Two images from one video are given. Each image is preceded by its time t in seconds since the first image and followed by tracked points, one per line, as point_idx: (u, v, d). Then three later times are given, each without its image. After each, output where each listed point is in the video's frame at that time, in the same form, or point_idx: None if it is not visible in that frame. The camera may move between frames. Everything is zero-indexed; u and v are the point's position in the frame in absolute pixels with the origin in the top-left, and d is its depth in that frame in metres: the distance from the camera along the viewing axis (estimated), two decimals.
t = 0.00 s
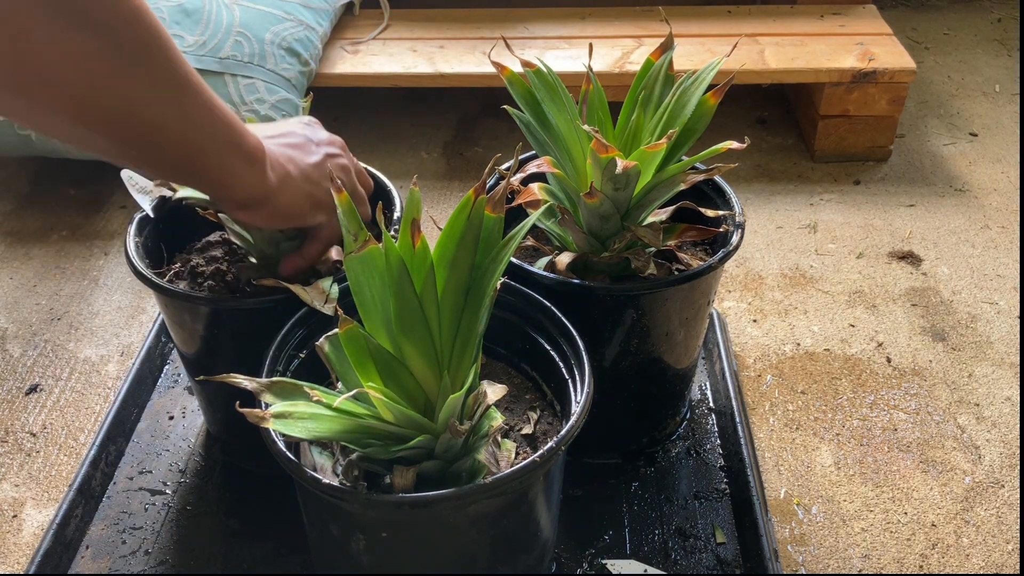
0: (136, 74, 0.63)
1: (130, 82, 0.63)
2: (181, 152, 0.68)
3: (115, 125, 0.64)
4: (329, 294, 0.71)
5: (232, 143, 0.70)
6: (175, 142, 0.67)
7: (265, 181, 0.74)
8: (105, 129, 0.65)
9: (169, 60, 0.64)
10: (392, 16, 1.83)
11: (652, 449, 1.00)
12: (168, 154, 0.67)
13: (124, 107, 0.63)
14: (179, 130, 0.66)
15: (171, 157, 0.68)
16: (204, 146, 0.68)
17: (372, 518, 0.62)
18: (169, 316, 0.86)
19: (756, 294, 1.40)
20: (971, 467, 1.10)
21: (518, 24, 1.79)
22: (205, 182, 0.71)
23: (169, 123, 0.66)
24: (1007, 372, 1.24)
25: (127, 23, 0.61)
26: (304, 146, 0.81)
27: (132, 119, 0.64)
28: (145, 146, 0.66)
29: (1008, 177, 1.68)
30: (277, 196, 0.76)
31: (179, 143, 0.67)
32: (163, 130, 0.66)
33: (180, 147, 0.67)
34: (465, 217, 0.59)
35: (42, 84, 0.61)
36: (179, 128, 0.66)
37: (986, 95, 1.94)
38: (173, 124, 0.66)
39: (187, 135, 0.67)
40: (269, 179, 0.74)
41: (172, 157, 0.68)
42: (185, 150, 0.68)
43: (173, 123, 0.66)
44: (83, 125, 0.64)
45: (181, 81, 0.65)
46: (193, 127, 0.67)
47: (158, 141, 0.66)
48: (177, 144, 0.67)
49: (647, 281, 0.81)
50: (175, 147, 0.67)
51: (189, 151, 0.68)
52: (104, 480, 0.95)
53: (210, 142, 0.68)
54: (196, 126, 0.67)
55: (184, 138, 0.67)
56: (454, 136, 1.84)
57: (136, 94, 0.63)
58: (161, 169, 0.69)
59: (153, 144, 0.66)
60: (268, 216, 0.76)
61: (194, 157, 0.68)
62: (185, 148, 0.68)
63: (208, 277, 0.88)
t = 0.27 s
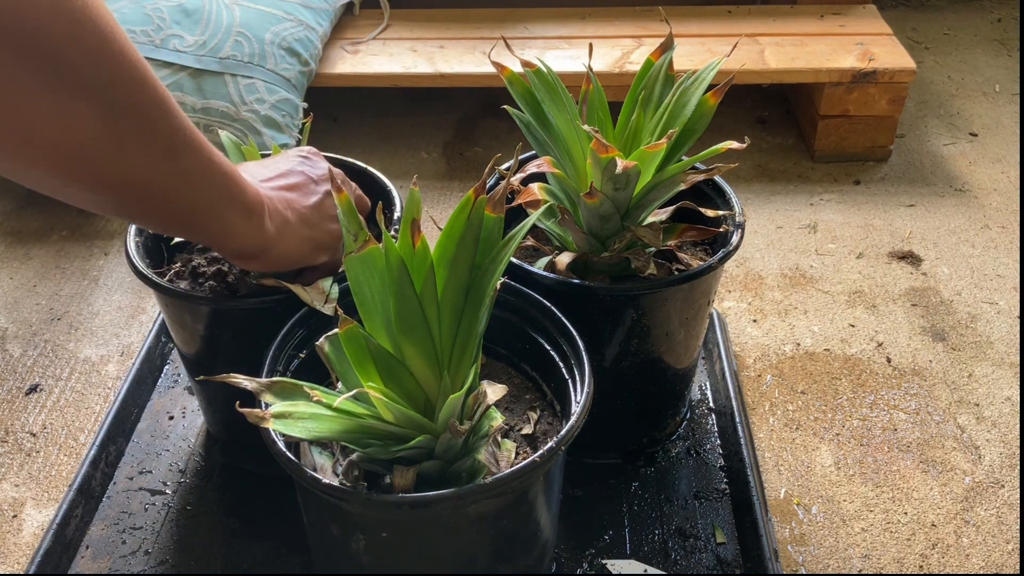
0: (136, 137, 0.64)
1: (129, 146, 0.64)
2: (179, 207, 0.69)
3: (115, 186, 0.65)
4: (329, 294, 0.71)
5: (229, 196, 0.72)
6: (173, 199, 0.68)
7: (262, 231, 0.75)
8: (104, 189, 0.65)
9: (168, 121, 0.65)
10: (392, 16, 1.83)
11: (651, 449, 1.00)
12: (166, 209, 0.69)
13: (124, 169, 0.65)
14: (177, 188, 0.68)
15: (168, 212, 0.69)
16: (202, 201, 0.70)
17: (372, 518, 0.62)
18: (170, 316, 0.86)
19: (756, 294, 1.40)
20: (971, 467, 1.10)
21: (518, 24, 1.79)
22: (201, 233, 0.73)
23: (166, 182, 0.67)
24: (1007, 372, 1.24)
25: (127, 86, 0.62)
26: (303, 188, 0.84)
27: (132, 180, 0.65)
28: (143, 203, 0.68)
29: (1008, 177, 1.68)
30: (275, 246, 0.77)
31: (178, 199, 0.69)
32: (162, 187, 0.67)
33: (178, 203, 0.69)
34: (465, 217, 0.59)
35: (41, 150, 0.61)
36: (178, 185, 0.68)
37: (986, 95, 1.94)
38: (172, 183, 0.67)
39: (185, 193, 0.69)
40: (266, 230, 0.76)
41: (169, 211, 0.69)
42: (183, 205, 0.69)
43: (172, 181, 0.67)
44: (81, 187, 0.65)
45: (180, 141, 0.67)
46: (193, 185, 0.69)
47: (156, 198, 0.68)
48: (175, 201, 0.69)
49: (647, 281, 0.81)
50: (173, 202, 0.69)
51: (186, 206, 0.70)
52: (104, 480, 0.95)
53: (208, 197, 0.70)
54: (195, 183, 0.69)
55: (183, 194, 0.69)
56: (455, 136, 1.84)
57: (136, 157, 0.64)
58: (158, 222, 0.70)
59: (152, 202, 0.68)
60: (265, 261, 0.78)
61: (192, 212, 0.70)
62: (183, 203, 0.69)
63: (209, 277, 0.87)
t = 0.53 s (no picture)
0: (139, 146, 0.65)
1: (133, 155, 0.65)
2: (181, 214, 0.71)
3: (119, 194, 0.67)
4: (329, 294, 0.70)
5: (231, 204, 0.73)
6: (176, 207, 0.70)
7: (266, 237, 0.77)
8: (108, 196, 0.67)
9: (171, 130, 0.67)
10: (392, 16, 1.83)
11: (652, 449, 1.00)
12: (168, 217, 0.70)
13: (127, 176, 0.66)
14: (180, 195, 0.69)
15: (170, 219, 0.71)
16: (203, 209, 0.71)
17: (372, 518, 0.62)
18: (170, 316, 0.86)
19: (756, 294, 1.40)
20: (971, 467, 1.10)
21: (518, 24, 1.79)
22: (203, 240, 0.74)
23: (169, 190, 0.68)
24: (1007, 372, 1.24)
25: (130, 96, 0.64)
26: (303, 192, 0.85)
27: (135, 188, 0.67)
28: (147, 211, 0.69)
29: (1008, 177, 1.68)
30: (278, 251, 0.79)
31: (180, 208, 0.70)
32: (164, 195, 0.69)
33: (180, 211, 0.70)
34: (465, 217, 0.59)
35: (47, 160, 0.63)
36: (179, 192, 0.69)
37: (986, 95, 1.94)
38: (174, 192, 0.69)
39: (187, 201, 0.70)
40: (269, 236, 0.77)
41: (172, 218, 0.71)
42: (184, 214, 0.71)
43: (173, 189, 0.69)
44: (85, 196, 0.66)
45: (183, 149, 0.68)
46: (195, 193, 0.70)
47: (159, 205, 0.69)
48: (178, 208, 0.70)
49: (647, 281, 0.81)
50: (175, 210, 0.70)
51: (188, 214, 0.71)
52: (104, 480, 0.95)
53: (210, 205, 0.71)
54: (197, 190, 0.70)
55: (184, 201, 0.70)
56: (455, 136, 1.84)
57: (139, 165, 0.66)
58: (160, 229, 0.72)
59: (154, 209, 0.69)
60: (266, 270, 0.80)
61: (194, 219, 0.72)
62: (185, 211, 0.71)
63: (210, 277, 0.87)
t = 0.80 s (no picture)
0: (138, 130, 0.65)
1: (132, 139, 0.65)
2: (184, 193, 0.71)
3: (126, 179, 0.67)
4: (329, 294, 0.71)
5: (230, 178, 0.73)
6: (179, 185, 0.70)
7: (268, 213, 0.77)
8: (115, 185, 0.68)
9: (172, 116, 0.66)
10: (392, 16, 1.83)
11: (651, 449, 1.00)
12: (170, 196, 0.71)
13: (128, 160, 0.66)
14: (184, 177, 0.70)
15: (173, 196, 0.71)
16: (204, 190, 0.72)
17: (372, 519, 0.62)
18: (170, 316, 0.86)
19: (756, 294, 1.40)
20: (971, 467, 1.10)
21: (518, 24, 1.79)
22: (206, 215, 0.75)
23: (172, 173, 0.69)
24: (1007, 372, 1.24)
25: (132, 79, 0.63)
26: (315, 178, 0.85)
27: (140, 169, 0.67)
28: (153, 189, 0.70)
29: (1008, 177, 1.68)
30: (284, 226, 0.80)
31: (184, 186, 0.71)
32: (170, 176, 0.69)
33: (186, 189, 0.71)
34: (465, 217, 0.59)
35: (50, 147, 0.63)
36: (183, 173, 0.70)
37: (986, 95, 1.94)
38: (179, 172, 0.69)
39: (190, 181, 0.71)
40: (274, 213, 0.78)
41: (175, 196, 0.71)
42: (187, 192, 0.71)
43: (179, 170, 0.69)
44: (88, 185, 0.67)
45: (183, 133, 0.67)
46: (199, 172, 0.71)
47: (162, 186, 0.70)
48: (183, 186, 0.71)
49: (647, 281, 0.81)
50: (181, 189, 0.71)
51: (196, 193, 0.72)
52: (104, 480, 0.95)
53: (211, 185, 0.72)
54: (201, 175, 0.71)
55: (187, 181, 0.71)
56: (455, 136, 1.84)
57: (143, 151, 0.66)
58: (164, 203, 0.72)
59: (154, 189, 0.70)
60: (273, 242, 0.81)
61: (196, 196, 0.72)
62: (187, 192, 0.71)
63: (210, 278, 0.88)
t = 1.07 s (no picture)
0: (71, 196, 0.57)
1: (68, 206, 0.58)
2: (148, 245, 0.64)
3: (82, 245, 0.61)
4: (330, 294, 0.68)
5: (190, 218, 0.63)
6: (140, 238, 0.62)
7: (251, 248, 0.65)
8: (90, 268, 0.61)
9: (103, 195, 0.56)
10: (392, 16, 1.83)
11: (651, 449, 1.00)
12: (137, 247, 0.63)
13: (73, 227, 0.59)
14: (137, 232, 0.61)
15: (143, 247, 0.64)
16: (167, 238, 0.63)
17: (372, 519, 0.62)
18: (170, 316, 0.86)
19: (756, 294, 1.40)
20: (971, 467, 1.10)
21: (518, 24, 1.79)
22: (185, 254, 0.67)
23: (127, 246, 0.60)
24: (1007, 372, 1.24)
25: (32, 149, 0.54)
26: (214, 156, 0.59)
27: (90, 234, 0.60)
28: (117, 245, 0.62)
29: (1008, 177, 1.68)
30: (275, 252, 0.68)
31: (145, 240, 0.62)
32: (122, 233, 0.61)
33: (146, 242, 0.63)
34: (465, 217, 0.59)
35: None
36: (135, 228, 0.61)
37: (986, 95, 1.94)
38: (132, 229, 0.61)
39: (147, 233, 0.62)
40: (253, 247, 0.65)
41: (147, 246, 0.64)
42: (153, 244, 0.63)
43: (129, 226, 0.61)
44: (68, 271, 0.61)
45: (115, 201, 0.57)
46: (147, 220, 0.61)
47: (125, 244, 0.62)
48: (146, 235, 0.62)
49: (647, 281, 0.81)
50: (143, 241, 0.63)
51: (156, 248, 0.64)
52: (104, 480, 0.95)
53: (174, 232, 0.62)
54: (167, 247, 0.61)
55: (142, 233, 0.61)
56: (455, 136, 1.84)
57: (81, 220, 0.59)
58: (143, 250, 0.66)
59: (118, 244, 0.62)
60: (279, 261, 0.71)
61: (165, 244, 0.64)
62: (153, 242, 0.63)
63: (210, 278, 0.88)
